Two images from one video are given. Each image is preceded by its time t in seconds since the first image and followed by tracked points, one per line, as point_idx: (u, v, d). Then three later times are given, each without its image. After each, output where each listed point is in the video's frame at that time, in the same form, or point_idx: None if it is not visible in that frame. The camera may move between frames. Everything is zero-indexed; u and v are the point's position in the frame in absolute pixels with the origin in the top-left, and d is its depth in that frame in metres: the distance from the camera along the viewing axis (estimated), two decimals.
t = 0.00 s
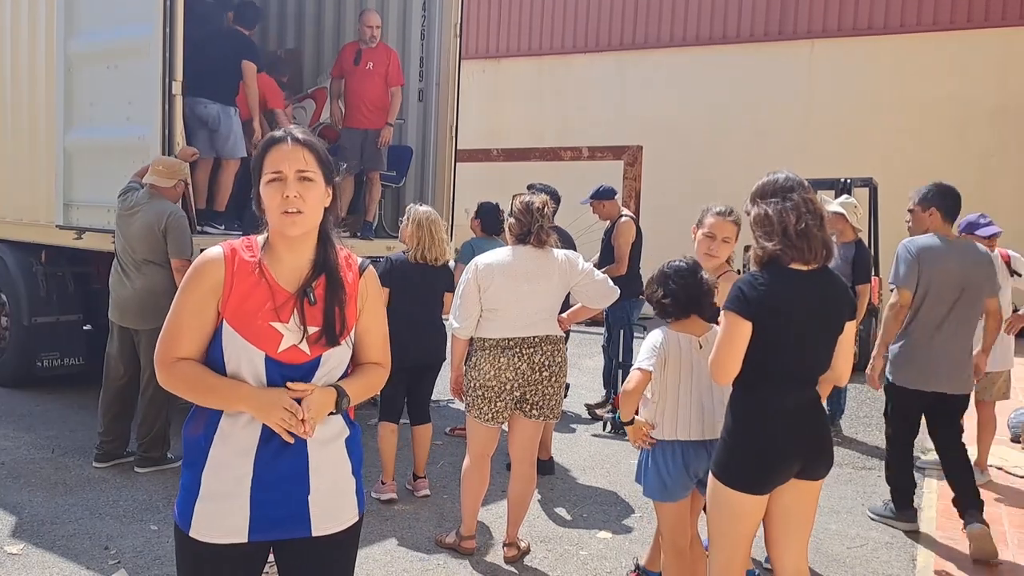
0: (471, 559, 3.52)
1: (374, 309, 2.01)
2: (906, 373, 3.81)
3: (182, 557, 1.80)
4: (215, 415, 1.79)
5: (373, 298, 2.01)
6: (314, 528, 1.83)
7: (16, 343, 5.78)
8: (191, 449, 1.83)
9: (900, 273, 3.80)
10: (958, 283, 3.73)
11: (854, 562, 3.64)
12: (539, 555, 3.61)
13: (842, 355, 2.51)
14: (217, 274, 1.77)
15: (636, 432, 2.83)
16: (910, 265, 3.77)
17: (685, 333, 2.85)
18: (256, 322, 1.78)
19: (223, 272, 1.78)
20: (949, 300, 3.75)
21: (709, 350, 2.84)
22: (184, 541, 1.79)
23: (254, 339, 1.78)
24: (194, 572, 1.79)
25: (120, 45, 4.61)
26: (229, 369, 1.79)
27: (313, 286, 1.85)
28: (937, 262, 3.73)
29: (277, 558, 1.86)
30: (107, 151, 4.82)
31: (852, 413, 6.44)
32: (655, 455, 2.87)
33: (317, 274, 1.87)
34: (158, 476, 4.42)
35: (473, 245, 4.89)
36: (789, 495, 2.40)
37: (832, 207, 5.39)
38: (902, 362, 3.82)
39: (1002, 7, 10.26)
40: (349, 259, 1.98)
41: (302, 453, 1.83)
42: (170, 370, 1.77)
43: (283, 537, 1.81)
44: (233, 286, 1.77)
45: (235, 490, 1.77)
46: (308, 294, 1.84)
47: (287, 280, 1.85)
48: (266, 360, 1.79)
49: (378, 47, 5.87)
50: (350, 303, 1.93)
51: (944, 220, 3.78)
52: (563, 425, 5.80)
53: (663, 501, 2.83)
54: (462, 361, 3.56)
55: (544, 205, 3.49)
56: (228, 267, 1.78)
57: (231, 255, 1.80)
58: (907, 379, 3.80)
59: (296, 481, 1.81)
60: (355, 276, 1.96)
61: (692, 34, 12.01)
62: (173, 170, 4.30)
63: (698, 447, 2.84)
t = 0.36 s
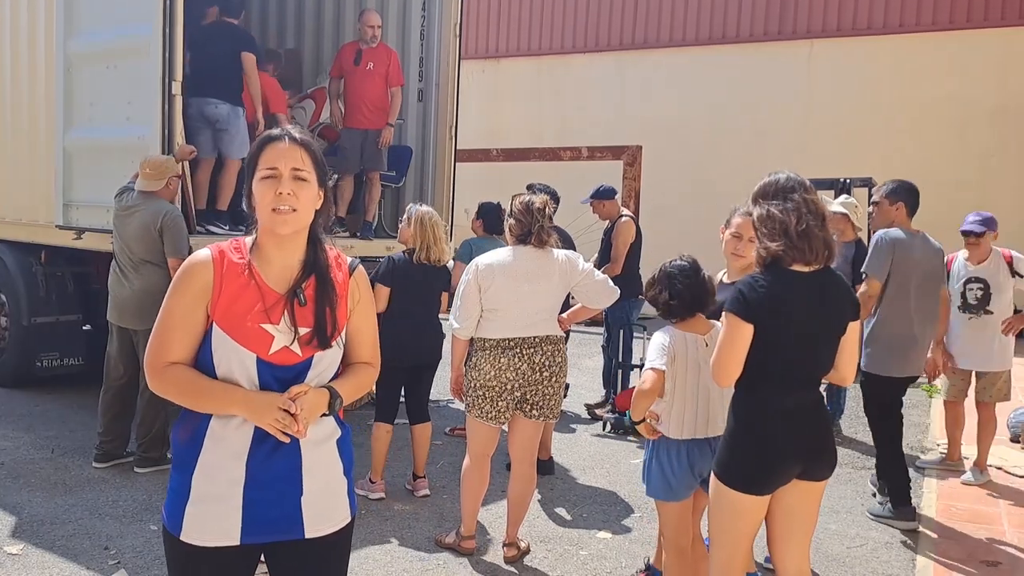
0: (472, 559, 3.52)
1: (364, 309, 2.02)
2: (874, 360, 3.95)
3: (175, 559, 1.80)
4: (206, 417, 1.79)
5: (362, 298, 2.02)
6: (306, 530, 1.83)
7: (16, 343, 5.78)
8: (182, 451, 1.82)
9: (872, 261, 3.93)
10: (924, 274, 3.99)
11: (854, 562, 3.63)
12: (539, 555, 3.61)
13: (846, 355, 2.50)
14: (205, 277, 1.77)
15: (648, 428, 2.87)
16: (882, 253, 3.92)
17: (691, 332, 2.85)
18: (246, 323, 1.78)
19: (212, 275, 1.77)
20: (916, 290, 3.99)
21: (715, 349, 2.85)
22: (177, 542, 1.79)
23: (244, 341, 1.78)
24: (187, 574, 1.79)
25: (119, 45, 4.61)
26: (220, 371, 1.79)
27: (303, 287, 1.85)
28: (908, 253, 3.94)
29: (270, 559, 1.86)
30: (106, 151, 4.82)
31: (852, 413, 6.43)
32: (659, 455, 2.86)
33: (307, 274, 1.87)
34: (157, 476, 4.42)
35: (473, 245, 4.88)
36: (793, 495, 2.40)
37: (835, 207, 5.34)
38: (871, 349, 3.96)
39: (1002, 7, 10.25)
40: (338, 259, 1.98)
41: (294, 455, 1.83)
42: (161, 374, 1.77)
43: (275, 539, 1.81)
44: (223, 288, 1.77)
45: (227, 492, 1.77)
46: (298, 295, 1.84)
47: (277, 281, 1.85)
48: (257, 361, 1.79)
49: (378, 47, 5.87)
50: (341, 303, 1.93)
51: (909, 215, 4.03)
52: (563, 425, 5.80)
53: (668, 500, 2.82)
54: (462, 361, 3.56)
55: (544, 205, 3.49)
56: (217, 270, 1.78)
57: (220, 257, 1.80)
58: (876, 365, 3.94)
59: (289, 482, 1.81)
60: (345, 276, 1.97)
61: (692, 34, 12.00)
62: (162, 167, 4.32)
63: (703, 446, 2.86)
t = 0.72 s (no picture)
0: (469, 561, 3.51)
1: (349, 309, 2.03)
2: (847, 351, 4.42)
3: (165, 560, 1.80)
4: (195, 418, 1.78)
5: (349, 298, 2.03)
6: (297, 529, 1.83)
7: (15, 344, 5.78)
8: (171, 451, 1.82)
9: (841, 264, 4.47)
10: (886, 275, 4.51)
11: (854, 562, 3.63)
12: (539, 556, 3.61)
13: (851, 357, 2.49)
14: (192, 278, 1.76)
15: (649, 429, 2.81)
16: (851, 258, 4.46)
17: (691, 332, 2.84)
18: (233, 325, 1.78)
19: (198, 276, 1.77)
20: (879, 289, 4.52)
21: (713, 348, 2.86)
22: (166, 543, 1.79)
23: (232, 342, 1.77)
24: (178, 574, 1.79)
25: (119, 45, 4.61)
26: (207, 373, 1.78)
27: (290, 288, 1.85)
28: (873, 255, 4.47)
29: (262, 560, 1.86)
30: (107, 151, 4.82)
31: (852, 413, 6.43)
32: (658, 455, 2.86)
33: (294, 275, 1.87)
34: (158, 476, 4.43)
35: (473, 245, 4.89)
36: (797, 496, 2.40)
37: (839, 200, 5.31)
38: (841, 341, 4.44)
39: (1002, 7, 10.26)
40: (325, 258, 1.98)
41: (285, 456, 1.83)
42: (147, 376, 1.76)
43: (265, 539, 1.81)
44: (210, 289, 1.77)
45: (219, 494, 1.77)
46: (285, 296, 1.84)
47: (264, 282, 1.85)
48: (246, 363, 1.79)
49: (379, 47, 5.87)
50: (328, 303, 1.94)
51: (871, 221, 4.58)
52: (563, 425, 5.81)
53: (666, 501, 2.81)
54: (461, 363, 3.55)
55: (542, 205, 3.49)
56: (203, 272, 1.77)
57: (206, 258, 1.79)
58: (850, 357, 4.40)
59: (279, 482, 1.81)
60: (332, 275, 1.98)
61: (692, 34, 12.00)
62: (156, 167, 4.33)
63: (701, 446, 2.86)
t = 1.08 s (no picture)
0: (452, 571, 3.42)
1: (356, 310, 2.04)
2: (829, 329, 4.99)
3: (171, 558, 1.80)
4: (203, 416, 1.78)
5: (355, 298, 2.03)
6: (303, 528, 1.84)
7: (18, 344, 5.78)
8: (177, 450, 1.82)
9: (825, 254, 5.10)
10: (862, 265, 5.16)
11: (857, 562, 3.63)
12: (541, 556, 3.61)
13: (856, 358, 2.49)
14: (200, 277, 1.76)
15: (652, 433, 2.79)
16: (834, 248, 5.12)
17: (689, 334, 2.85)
18: (242, 325, 1.78)
19: (208, 276, 1.77)
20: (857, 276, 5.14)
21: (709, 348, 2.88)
22: (173, 542, 1.79)
23: (241, 342, 1.78)
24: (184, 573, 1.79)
25: (122, 45, 4.62)
26: (213, 372, 1.79)
27: (299, 288, 1.86)
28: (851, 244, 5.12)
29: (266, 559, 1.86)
30: (109, 152, 4.82)
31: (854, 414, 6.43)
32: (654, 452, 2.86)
33: (303, 276, 1.87)
34: (160, 476, 4.43)
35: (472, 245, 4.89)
36: (802, 496, 2.40)
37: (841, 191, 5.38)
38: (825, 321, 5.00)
39: (1004, 7, 10.27)
40: (331, 259, 1.99)
41: (291, 457, 1.83)
42: (154, 373, 1.76)
43: (271, 538, 1.81)
44: (219, 288, 1.77)
45: (225, 493, 1.77)
46: (294, 296, 1.84)
47: (273, 282, 1.85)
48: (254, 363, 1.79)
49: (382, 47, 5.87)
50: (336, 303, 1.94)
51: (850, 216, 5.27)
52: (565, 425, 5.81)
53: (666, 501, 2.81)
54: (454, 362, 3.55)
55: (534, 205, 3.50)
56: (212, 271, 1.77)
57: (215, 258, 1.79)
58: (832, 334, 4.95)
59: (285, 481, 1.82)
60: (339, 276, 1.98)
61: (693, 34, 12.01)
62: (156, 166, 4.30)
63: (698, 447, 2.87)
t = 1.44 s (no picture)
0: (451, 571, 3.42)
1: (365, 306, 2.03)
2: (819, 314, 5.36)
3: (183, 554, 1.79)
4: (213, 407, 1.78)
5: (364, 294, 2.03)
6: (313, 523, 1.83)
7: (19, 344, 5.79)
8: (190, 445, 1.82)
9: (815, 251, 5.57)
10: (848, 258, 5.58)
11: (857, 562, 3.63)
12: (542, 556, 3.60)
13: (863, 357, 2.48)
14: (211, 269, 1.76)
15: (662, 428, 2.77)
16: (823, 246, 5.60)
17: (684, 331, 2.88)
18: (252, 313, 1.78)
19: (218, 268, 1.77)
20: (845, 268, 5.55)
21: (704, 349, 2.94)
22: (185, 537, 1.79)
23: (251, 330, 1.77)
24: (196, 569, 1.79)
25: (122, 45, 4.62)
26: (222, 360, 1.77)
27: (307, 280, 1.86)
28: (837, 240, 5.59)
29: (278, 555, 1.86)
30: (109, 151, 4.82)
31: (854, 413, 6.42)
32: (648, 446, 2.83)
33: (310, 268, 1.88)
34: (160, 476, 4.43)
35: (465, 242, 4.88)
36: (809, 493, 2.39)
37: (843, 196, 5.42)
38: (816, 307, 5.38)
39: (1004, 7, 10.27)
40: (340, 254, 1.99)
41: (303, 451, 1.83)
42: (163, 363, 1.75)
43: (283, 533, 1.81)
44: (229, 280, 1.77)
45: (238, 488, 1.78)
46: (303, 288, 1.84)
47: (282, 276, 1.85)
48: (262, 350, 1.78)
49: (383, 48, 5.87)
50: (345, 294, 1.94)
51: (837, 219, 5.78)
52: (565, 425, 5.80)
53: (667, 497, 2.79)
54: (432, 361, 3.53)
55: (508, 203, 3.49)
56: (222, 264, 1.77)
57: (225, 252, 1.80)
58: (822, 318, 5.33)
59: (296, 477, 1.82)
60: (349, 269, 1.98)
61: (693, 33, 12.01)
62: (152, 165, 4.32)
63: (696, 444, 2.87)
